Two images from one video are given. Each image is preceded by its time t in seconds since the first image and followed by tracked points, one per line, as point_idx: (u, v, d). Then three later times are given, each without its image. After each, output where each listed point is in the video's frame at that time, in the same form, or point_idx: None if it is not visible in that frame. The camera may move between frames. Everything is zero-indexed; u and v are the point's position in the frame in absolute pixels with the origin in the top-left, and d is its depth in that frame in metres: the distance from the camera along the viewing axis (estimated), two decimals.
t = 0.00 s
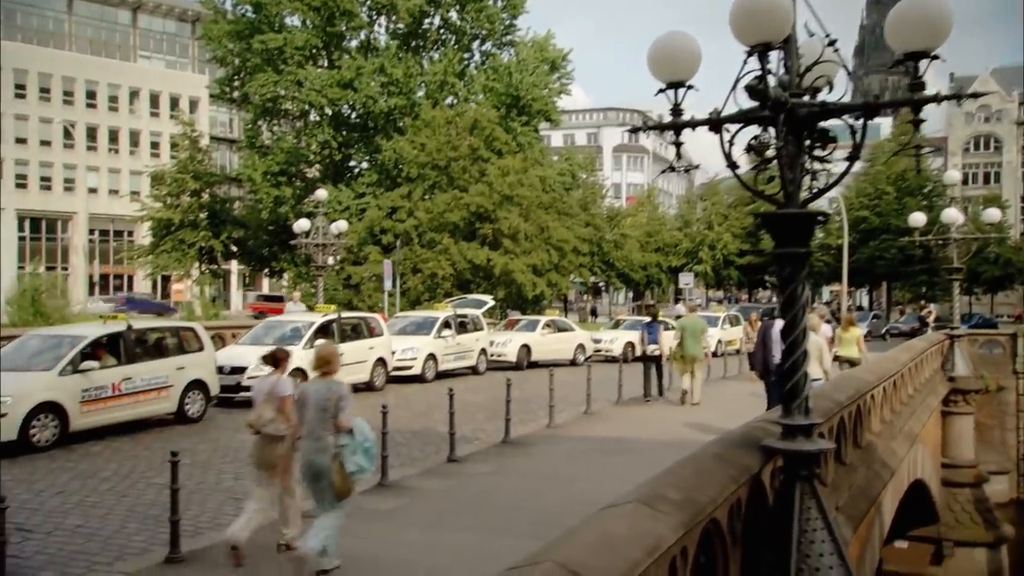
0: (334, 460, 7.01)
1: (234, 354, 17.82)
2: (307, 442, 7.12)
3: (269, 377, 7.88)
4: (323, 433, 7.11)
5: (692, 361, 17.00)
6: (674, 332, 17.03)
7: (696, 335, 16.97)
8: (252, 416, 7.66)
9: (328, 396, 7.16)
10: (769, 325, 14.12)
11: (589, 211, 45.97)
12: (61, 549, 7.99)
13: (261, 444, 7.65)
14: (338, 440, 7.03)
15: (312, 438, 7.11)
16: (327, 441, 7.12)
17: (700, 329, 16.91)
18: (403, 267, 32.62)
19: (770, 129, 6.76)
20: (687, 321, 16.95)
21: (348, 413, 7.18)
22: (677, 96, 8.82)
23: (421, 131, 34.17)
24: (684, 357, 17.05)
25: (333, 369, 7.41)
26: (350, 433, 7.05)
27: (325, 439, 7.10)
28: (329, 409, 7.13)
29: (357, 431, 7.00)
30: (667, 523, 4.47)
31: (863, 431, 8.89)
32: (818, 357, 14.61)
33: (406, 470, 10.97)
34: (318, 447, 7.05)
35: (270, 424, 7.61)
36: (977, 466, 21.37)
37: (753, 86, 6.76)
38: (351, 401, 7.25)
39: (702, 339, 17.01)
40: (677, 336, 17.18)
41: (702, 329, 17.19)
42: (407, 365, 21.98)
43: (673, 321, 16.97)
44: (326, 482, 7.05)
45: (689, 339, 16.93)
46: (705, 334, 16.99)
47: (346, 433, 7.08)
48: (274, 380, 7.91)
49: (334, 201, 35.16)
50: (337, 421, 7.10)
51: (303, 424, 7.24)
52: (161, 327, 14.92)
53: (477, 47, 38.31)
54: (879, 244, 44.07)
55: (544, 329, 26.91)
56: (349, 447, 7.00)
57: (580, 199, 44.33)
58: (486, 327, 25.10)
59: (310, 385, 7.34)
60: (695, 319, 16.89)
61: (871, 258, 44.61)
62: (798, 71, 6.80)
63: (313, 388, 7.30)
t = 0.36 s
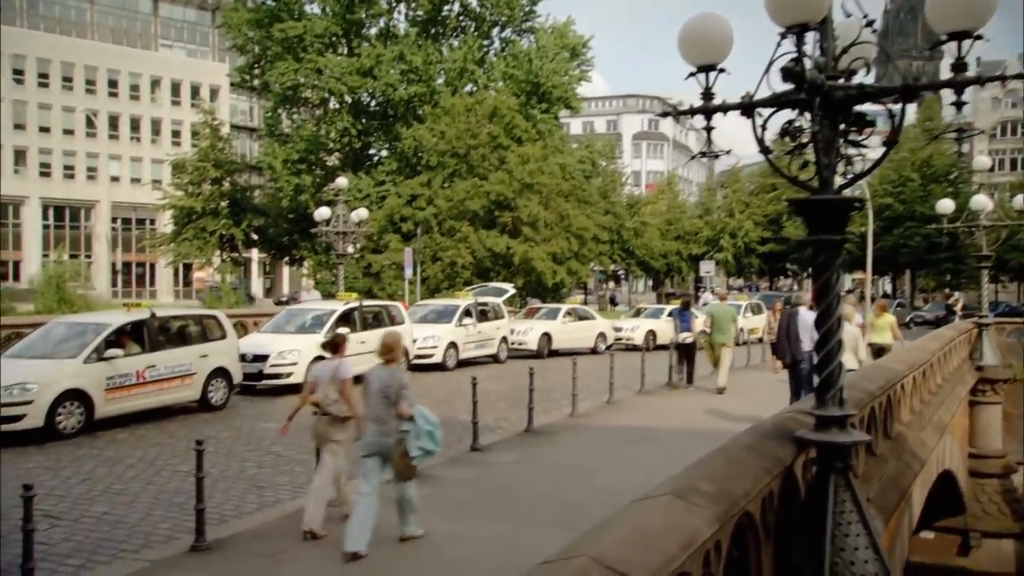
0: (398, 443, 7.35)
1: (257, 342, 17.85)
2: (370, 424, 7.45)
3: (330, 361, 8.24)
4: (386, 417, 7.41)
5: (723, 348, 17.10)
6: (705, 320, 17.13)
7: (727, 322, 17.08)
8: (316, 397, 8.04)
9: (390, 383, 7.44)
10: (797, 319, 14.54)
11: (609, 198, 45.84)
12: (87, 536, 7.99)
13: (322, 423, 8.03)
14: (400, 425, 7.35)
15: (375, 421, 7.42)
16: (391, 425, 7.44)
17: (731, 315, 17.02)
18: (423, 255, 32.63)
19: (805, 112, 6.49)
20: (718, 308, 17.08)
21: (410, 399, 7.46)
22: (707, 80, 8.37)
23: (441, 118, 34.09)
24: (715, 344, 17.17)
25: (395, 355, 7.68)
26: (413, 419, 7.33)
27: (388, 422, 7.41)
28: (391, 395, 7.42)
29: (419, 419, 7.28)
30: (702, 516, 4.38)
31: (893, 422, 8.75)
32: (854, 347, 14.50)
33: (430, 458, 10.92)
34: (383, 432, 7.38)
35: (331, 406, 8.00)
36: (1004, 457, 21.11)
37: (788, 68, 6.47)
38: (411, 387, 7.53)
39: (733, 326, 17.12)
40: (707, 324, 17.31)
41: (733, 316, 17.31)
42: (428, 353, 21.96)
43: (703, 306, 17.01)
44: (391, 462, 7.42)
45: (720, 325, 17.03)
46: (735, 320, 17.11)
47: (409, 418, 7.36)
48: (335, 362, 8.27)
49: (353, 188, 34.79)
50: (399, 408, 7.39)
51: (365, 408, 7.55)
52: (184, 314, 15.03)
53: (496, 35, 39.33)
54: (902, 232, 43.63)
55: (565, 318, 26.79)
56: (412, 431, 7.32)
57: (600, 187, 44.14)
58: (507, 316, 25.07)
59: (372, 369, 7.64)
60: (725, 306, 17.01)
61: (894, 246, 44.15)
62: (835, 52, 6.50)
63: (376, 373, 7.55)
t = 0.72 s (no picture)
0: (458, 424, 7.62)
1: (280, 334, 17.82)
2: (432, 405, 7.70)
3: (381, 344, 8.59)
4: (446, 397, 7.67)
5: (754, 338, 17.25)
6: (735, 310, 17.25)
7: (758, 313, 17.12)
8: (370, 379, 8.39)
9: (451, 365, 7.69)
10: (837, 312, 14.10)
11: (630, 190, 45.59)
12: (114, 528, 7.97)
13: (376, 404, 8.41)
14: (462, 406, 7.62)
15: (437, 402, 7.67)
16: (450, 405, 7.68)
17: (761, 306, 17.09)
18: (445, 248, 32.56)
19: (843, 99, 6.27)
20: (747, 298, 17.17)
21: (471, 381, 7.72)
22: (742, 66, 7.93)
23: (462, 110, 33.97)
24: (745, 333, 17.38)
25: (454, 339, 7.98)
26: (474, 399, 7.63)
27: (449, 403, 7.67)
28: (451, 378, 7.68)
29: (481, 400, 7.57)
30: (739, 515, 4.28)
31: (927, 417, 8.61)
32: (891, 337, 14.38)
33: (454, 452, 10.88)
34: (444, 411, 7.66)
35: (386, 388, 8.40)
36: None
37: (829, 51, 6.25)
38: (471, 369, 7.79)
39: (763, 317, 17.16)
40: (739, 316, 17.50)
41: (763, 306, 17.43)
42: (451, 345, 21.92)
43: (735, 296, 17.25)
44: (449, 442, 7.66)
45: (750, 317, 17.10)
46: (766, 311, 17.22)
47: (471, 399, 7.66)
48: (385, 346, 8.62)
49: (375, 180, 35.11)
50: (461, 389, 7.66)
51: (424, 389, 7.79)
52: (206, 306, 15.05)
53: (518, 25, 38.90)
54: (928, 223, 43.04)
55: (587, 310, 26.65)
56: (472, 412, 7.60)
57: (621, 178, 43.91)
58: (530, 308, 24.97)
59: (433, 351, 7.91)
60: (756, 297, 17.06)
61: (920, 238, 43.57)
62: (876, 36, 6.26)
63: (438, 356, 7.81)
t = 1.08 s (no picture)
0: (511, 405, 8.22)
1: (304, 327, 17.82)
2: (484, 388, 8.35)
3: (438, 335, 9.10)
4: (499, 381, 8.33)
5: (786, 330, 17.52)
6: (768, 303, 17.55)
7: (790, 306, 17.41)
8: (429, 368, 8.90)
9: (502, 350, 8.38)
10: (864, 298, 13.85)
11: (652, 182, 45.33)
12: (142, 520, 7.94)
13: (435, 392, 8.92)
14: (512, 389, 8.26)
15: (489, 385, 8.33)
16: (501, 389, 8.33)
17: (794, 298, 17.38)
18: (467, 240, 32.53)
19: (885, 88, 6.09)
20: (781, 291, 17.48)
21: (519, 365, 8.38)
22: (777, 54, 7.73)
23: (483, 101, 33.82)
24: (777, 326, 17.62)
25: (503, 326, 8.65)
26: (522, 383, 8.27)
27: (500, 386, 8.32)
28: (503, 363, 8.36)
29: (528, 384, 8.20)
30: (780, 514, 4.15)
31: (962, 413, 8.46)
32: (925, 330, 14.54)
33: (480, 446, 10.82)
34: (496, 394, 8.30)
35: (443, 376, 8.87)
36: None
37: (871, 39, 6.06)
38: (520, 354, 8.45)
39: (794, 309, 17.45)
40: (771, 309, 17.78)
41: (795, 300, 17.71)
42: (474, 338, 21.87)
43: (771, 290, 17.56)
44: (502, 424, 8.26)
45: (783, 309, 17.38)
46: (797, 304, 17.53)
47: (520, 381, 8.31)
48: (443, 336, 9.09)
49: (397, 172, 35.11)
50: (511, 373, 8.31)
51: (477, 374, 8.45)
52: (230, 299, 15.06)
53: (539, 17, 38.76)
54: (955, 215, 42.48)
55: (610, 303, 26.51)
56: (522, 396, 8.21)
57: (643, 170, 43.70)
58: (553, 300, 24.86)
59: (484, 337, 8.58)
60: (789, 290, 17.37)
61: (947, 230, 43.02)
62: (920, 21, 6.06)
63: (488, 342, 8.48)
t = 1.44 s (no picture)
0: (563, 398, 8.43)
1: (328, 320, 17.79)
2: (537, 383, 8.41)
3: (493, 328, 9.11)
4: (550, 376, 8.39)
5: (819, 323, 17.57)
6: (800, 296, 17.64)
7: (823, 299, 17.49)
8: (484, 361, 8.93)
9: (552, 345, 8.37)
10: (900, 294, 13.55)
11: (675, 175, 45.06)
12: (170, 514, 7.91)
13: (489, 385, 8.94)
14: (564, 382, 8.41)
15: (542, 380, 8.38)
16: (552, 382, 8.41)
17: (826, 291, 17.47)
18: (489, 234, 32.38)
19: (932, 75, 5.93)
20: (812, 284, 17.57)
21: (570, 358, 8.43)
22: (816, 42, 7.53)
23: (506, 95, 33.64)
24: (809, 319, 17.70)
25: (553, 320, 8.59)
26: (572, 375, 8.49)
27: (552, 380, 8.40)
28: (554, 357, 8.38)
29: (577, 376, 8.50)
30: (825, 516, 4.01)
31: (1001, 408, 8.26)
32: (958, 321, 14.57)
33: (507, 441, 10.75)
34: (548, 388, 8.39)
35: (499, 368, 8.91)
36: None
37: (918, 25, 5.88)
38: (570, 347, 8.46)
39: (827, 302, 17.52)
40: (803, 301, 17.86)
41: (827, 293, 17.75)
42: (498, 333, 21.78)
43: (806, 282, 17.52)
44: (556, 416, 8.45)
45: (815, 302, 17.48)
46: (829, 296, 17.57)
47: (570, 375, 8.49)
48: (498, 330, 9.11)
49: (420, 166, 35.01)
50: (562, 367, 8.39)
51: (527, 368, 8.47)
52: (255, 293, 15.02)
53: (562, 9, 38.67)
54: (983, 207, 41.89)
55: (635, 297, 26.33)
56: (572, 387, 8.49)
57: (667, 163, 43.42)
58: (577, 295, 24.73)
59: (533, 333, 8.55)
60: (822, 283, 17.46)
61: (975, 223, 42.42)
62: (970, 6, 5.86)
63: (539, 337, 8.47)
